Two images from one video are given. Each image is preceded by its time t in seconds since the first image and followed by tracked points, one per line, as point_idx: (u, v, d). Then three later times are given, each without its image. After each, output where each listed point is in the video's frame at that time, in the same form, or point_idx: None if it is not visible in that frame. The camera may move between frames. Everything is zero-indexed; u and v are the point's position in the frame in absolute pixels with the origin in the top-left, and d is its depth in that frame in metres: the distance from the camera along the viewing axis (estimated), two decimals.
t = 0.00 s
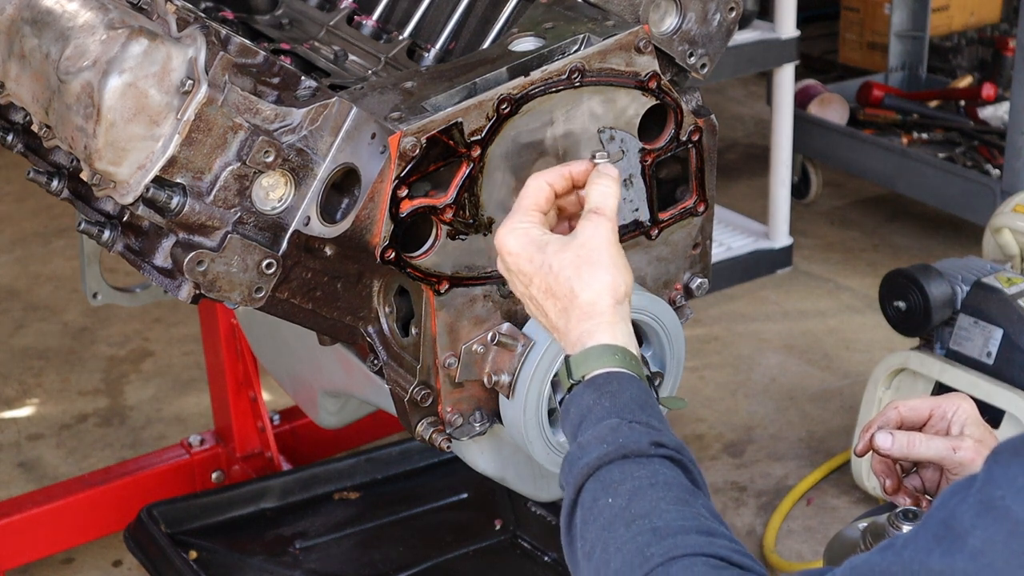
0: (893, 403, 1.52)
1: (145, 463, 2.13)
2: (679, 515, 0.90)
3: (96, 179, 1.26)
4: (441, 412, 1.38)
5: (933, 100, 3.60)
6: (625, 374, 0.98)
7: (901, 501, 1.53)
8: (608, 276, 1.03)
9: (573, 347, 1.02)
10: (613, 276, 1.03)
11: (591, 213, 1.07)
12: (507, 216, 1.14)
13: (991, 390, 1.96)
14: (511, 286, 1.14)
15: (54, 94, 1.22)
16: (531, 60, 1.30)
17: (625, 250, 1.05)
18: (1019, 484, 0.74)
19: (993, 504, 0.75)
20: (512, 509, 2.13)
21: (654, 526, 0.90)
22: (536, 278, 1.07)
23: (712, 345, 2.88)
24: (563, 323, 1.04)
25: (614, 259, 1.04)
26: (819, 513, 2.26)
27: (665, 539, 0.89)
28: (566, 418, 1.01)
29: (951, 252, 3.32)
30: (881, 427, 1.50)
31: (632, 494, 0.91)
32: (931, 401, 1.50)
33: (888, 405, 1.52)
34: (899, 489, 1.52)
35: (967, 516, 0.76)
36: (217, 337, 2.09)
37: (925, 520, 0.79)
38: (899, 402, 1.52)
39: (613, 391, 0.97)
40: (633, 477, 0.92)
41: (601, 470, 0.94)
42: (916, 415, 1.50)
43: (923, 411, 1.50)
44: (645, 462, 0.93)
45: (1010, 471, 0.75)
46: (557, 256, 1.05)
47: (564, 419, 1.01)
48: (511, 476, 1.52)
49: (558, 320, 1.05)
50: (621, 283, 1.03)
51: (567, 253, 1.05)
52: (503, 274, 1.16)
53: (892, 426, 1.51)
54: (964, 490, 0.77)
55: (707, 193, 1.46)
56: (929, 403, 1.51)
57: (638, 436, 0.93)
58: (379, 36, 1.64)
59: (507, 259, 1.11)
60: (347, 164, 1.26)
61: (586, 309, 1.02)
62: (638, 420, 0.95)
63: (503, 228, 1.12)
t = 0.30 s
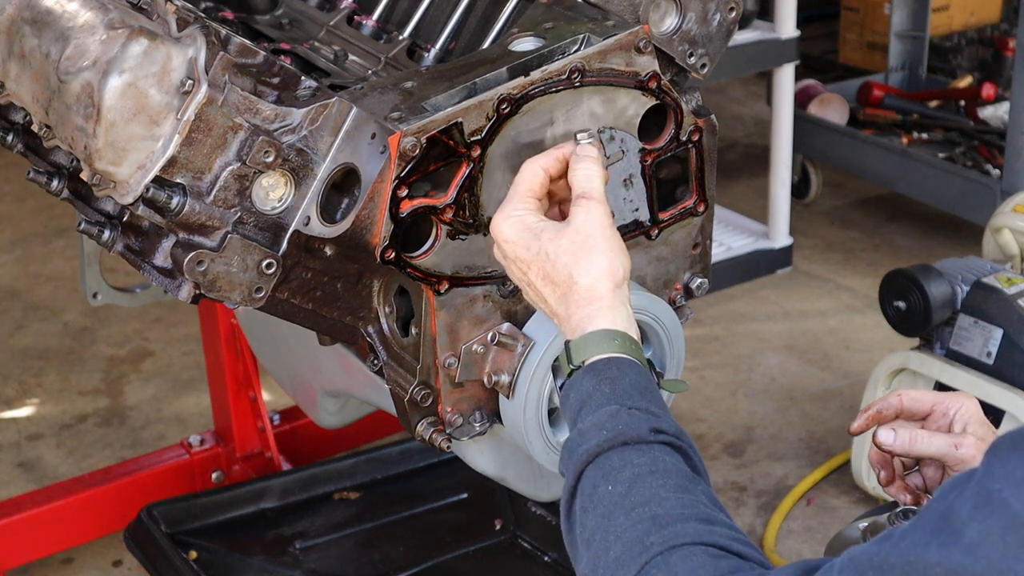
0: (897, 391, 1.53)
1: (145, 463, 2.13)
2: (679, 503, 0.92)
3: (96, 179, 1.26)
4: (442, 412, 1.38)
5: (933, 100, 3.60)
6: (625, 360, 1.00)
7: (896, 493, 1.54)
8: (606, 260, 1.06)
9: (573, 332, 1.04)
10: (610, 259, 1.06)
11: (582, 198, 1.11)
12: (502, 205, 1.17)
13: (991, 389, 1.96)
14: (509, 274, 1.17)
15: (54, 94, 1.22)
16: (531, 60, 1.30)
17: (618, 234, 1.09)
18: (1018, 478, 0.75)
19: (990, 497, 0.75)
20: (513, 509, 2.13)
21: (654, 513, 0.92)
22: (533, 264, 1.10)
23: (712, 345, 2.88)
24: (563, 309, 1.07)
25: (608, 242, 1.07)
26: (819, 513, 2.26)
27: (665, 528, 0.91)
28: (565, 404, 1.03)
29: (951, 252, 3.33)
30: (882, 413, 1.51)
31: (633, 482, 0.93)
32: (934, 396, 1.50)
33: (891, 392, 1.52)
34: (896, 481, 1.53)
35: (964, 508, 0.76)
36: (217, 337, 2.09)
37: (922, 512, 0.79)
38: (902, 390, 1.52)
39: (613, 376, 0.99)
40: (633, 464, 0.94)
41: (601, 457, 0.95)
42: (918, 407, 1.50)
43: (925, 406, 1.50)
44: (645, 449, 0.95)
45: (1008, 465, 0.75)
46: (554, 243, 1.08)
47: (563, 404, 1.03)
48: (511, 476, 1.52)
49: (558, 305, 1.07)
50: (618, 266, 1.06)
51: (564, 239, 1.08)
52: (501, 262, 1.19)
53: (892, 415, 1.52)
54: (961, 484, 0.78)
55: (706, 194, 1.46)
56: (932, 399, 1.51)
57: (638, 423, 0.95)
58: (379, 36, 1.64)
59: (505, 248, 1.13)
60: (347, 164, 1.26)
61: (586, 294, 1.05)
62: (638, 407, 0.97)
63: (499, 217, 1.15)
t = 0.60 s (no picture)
0: (893, 396, 1.52)
1: (145, 463, 2.13)
2: (680, 498, 0.92)
3: (96, 179, 1.26)
4: (441, 412, 1.38)
5: (933, 100, 3.60)
6: (625, 354, 1.00)
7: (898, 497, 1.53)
8: (606, 253, 1.05)
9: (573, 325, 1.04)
10: (609, 252, 1.05)
11: (580, 190, 1.10)
12: (497, 199, 1.16)
13: (991, 389, 1.96)
14: (505, 269, 1.17)
15: (54, 94, 1.22)
16: (531, 60, 1.30)
17: (616, 225, 1.08)
18: (1021, 480, 0.75)
19: (993, 500, 0.75)
20: (513, 509, 2.13)
21: (655, 509, 0.92)
22: (530, 258, 1.10)
23: (712, 345, 2.88)
24: (562, 303, 1.07)
25: (608, 235, 1.06)
26: (819, 513, 2.26)
27: (666, 524, 0.91)
28: (564, 399, 1.03)
29: (951, 252, 3.33)
30: (881, 419, 1.51)
31: (633, 477, 0.93)
32: (931, 398, 1.50)
33: (887, 398, 1.52)
34: (897, 484, 1.52)
35: (967, 510, 0.76)
36: (217, 337, 2.09)
37: (924, 513, 0.79)
38: (899, 395, 1.52)
39: (614, 370, 0.99)
40: (634, 460, 0.94)
41: (602, 452, 0.95)
42: (916, 410, 1.50)
43: (923, 408, 1.50)
44: (646, 444, 0.95)
45: (1012, 468, 0.75)
46: (551, 237, 1.08)
47: (562, 399, 1.03)
48: (511, 476, 1.52)
49: (557, 300, 1.07)
50: (617, 258, 1.06)
51: (562, 233, 1.07)
52: (496, 256, 1.18)
53: (891, 420, 1.51)
54: (964, 486, 0.78)
55: (706, 194, 1.46)
56: (929, 400, 1.51)
57: (638, 418, 0.95)
58: (379, 36, 1.64)
59: (501, 243, 1.13)
60: (347, 164, 1.25)
61: (586, 287, 1.04)
62: (638, 402, 0.97)
63: (495, 212, 1.14)
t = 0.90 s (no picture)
0: (891, 399, 1.52)
1: (145, 463, 2.13)
2: (672, 493, 0.92)
3: (96, 179, 1.26)
4: (442, 412, 1.38)
5: (933, 100, 3.60)
6: (618, 349, 1.00)
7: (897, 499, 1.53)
8: (598, 247, 1.05)
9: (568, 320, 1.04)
10: (602, 246, 1.06)
11: (572, 185, 1.10)
12: (491, 197, 1.16)
13: (990, 389, 1.96)
14: (502, 267, 1.17)
15: (54, 94, 1.22)
16: (532, 60, 1.30)
17: (609, 219, 1.08)
18: (1010, 481, 0.74)
19: (981, 501, 0.75)
20: (513, 509, 2.13)
21: (646, 505, 0.92)
22: (525, 255, 1.10)
23: (712, 345, 2.88)
24: (557, 299, 1.07)
25: (600, 229, 1.07)
26: (819, 513, 2.26)
27: (658, 519, 0.91)
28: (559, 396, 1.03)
29: (951, 252, 3.33)
30: (880, 423, 1.50)
31: (625, 472, 0.93)
32: (930, 400, 1.50)
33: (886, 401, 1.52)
34: (896, 486, 1.52)
35: (956, 510, 0.76)
36: (217, 337, 2.09)
37: (915, 512, 0.80)
38: (897, 398, 1.52)
39: (607, 365, 0.99)
40: (626, 455, 0.94)
41: (594, 447, 0.96)
42: (915, 413, 1.50)
43: (922, 409, 1.50)
44: (638, 439, 0.95)
45: (1001, 469, 0.75)
46: (544, 234, 1.08)
47: (558, 396, 1.03)
48: (511, 476, 1.52)
49: (553, 296, 1.07)
50: (610, 252, 1.06)
51: (554, 229, 1.07)
52: (494, 254, 1.19)
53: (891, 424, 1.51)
54: (954, 486, 0.78)
55: (706, 194, 1.46)
56: (928, 402, 1.51)
57: (630, 412, 0.95)
58: (379, 36, 1.64)
59: (497, 241, 1.13)
60: (347, 164, 1.25)
61: (579, 282, 1.05)
62: (631, 397, 0.97)
63: (489, 210, 1.15)
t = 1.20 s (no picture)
0: (896, 397, 1.52)
1: (145, 463, 2.13)
2: (676, 491, 0.93)
3: (96, 179, 1.26)
4: (441, 412, 1.38)
5: (933, 100, 3.60)
6: (626, 344, 1.00)
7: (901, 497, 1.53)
8: (609, 241, 1.05)
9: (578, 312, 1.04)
10: (613, 240, 1.05)
11: (585, 179, 1.10)
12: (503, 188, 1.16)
13: (990, 389, 1.96)
14: (511, 257, 1.17)
15: (54, 94, 1.22)
16: (531, 60, 1.30)
17: (622, 212, 1.08)
18: (1008, 478, 0.74)
19: (979, 499, 0.75)
20: (513, 509, 2.13)
21: (650, 502, 0.92)
22: (536, 246, 1.10)
23: (712, 345, 2.88)
24: (566, 291, 1.07)
25: (612, 222, 1.06)
26: (819, 513, 2.26)
27: (661, 516, 0.91)
28: (568, 387, 1.02)
29: (951, 252, 3.33)
30: (884, 420, 1.50)
31: (630, 468, 0.94)
32: (934, 398, 1.50)
33: (891, 399, 1.52)
34: (901, 484, 1.52)
35: (955, 508, 0.76)
36: (217, 337, 2.09)
37: (916, 510, 0.80)
38: (902, 396, 1.52)
39: (614, 360, 0.99)
40: (631, 451, 0.94)
41: (600, 443, 0.96)
42: (919, 411, 1.50)
43: (926, 408, 1.50)
44: (644, 436, 0.95)
45: (999, 466, 0.75)
46: (556, 225, 1.08)
47: (566, 386, 1.03)
48: (511, 476, 1.52)
49: (563, 288, 1.07)
50: (621, 246, 1.06)
51: (566, 221, 1.07)
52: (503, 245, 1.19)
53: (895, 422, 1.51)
54: (953, 485, 0.78)
55: (706, 194, 1.46)
56: (932, 401, 1.51)
57: (637, 409, 0.95)
58: (379, 36, 1.64)
59: (507, 231, 1.13)
60: (347, 164, 1.25)
61: (589, 275, 1.05)
62: (638, 393, 0.97)
63: (500, 201, 1.14)
